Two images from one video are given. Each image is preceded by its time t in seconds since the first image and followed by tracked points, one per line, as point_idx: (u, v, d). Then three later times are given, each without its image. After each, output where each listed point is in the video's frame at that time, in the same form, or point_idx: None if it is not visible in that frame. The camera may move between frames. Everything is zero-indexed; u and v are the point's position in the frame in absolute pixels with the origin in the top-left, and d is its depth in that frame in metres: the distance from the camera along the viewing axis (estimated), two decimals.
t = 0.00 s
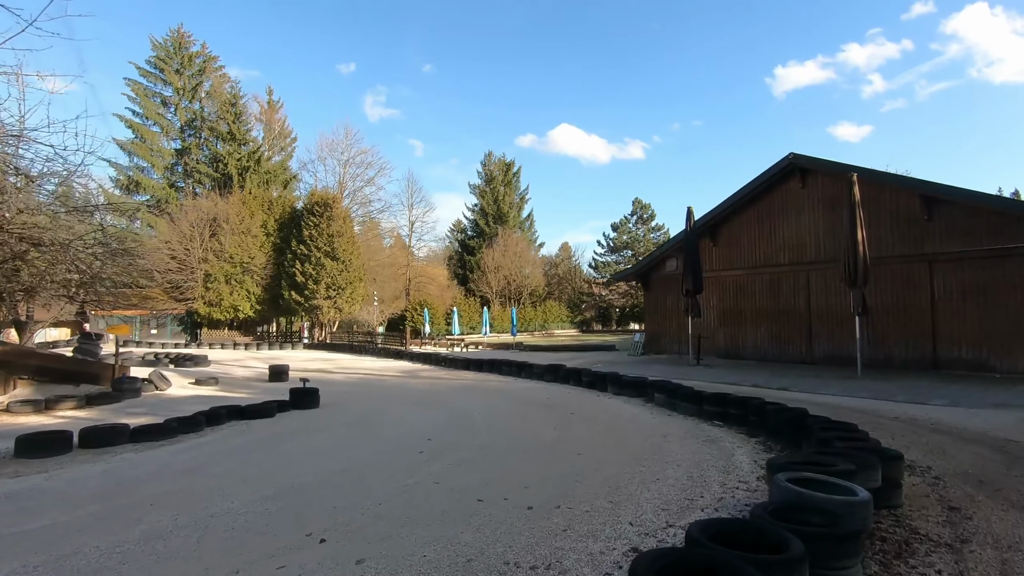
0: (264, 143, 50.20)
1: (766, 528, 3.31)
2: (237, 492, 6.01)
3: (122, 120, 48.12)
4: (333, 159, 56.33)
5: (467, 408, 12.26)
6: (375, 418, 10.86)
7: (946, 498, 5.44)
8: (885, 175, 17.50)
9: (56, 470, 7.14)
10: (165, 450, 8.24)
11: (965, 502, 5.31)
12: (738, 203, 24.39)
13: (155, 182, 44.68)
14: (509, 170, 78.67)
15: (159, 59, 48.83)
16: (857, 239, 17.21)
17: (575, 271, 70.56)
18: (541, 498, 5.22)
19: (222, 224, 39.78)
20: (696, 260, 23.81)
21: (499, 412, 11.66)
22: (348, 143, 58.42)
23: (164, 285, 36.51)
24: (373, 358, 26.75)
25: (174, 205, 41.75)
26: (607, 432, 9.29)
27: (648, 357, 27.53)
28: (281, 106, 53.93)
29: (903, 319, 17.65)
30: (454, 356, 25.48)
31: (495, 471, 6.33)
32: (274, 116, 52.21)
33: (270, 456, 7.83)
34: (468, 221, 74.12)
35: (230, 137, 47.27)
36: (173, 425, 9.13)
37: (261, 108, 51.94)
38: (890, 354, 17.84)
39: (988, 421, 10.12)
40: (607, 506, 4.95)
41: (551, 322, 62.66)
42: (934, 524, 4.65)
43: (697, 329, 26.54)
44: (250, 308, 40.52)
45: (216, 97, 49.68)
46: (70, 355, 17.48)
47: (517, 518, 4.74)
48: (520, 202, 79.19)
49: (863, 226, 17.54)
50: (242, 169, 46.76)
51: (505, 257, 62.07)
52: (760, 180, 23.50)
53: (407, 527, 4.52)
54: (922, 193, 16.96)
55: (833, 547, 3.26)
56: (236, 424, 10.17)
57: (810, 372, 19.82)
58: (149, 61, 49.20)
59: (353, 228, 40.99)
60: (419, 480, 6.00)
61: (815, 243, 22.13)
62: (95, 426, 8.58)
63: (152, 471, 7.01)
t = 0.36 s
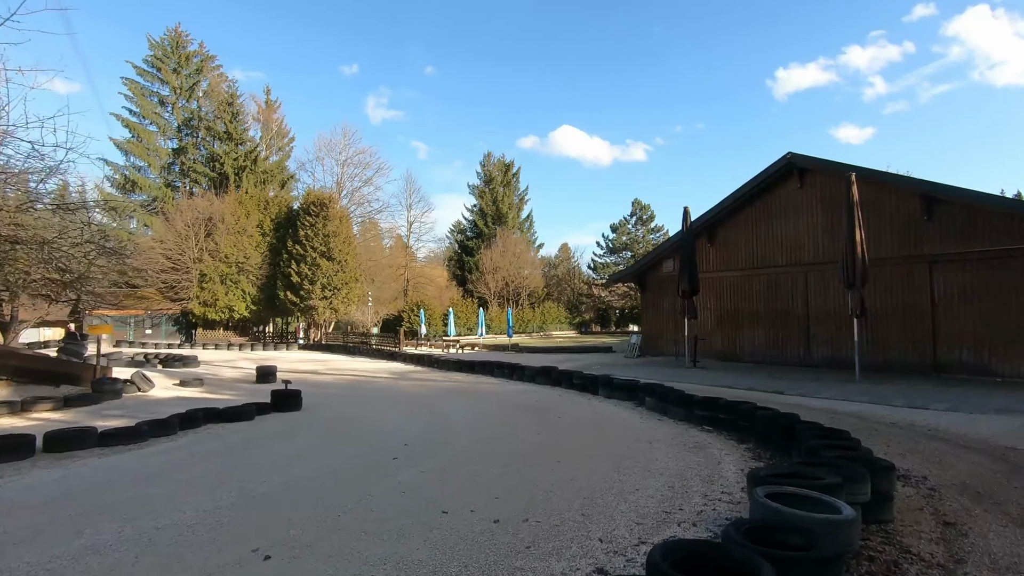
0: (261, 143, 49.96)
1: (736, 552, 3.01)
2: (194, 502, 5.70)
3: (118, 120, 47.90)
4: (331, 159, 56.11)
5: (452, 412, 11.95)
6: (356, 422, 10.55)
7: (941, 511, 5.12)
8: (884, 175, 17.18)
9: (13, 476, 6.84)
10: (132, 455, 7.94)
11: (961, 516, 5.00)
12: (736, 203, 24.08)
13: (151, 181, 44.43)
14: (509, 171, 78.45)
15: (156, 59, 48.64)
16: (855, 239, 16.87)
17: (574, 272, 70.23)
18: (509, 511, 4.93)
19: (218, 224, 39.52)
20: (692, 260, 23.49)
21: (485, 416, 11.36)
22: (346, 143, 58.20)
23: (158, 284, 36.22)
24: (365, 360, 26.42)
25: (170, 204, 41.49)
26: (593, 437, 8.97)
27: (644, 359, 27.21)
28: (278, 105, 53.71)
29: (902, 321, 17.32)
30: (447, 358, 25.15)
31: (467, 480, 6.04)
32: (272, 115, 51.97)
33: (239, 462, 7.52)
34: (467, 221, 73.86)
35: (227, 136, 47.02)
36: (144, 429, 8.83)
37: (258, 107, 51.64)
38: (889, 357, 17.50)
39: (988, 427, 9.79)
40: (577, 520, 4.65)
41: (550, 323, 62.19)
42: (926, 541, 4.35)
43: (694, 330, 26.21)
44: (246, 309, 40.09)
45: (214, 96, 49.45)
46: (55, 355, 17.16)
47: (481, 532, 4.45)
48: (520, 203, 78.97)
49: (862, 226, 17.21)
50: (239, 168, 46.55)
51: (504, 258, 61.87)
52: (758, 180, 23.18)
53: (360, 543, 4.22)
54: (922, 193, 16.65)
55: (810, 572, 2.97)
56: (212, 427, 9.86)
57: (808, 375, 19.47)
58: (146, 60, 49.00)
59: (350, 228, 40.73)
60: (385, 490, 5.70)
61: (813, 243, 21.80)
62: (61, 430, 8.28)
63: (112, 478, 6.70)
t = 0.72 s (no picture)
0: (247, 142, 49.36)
1: None
2: (133, 514, 5.33)
3: (100, 117, 47.11)
4: (318, 160, 55.59)
5: (428, 417, 11.59)
6: (325, 428, 10.18)
7: (923, 527, 4.86)
8: (870, 179, 17.09)
9: None
10: (81, 462, 7.53)
11: (944, 533, 4.74)
12: (722, 206, 23.97)
13: (133, 180, 43.69)
14: (498, 174, 78.28)
15: (140, 55, 47.92)
16: (841, 244, 16.75)
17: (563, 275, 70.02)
18: (466, 526, 4.63)
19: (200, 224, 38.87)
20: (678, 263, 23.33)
21: (460, 422, 11.01)
22: (334, 144, 57.68)
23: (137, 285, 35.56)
24: (347, 363, 25.95)
25: (151, 204, 40.77)
26: (568, 444, 8.67)
27: (630, 363, 27.00)
28: (265, 105, 53.13)
29: (887, 327, 17.21)
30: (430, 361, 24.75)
31: (428, 492, 5.73)
32: (258, 115, 51.37)
33: (193, 470, 7.14)
34: (456, 224, 73.47)
35: (212, 135, 46.35)
36: (97, 434, 8.42)
37: (244, 106, 50.89)
38: (874, 363, 17.38)
39: (971, 436, 9.62)
40: (536, 537, 4.35)
41: (539, 327, 61.25)
42: (905, 562, 4.09)
43: (680, 335, 26.04)
44: (228, 310, 39.35)
45: (199, 94, 48.75)
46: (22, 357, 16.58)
47: (431, 551, 4.14)
48: (509, 206, 78.77)
49: (846, 230, 17.10)
50: (223, 167, 45.93)
51: (492, 261, 61.64)
52: (744, 183, 23.09)
53: (298, 566, 3.89)
54: (907, 198, 16.56)
55: None
56: (173, 433, 9.45)
57: (793, 381, 19.31)
58: (130, 57, 48.27)
59: (335, 229, 40.25)
60: (339, 502, 5.38)
61: (799, 247, 21.72)
62: (8, 436, 7.85)
63: (52, 488, 6.31)
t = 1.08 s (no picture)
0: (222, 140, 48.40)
1: None
2: (51, 529, 4.90)
3: (68, 113, 45.78)
4: (295, 158, 54.71)
5: (394, 420, 11.21)
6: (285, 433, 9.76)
7: (892, 532, 4.65)
8: (845, 179, 17.09)
9: None
10: (13, 471, 7.04)
11: (914, 538, 4.53)
12: (699, 207, 23.91)
13: (103, 177, 42.50)
14: (480, 174, 77.98)
15: (110, 50, 46.65)
16: (816, 243, 16.71)
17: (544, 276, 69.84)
18: (408, 539, 4.29)
19: (172, 222, 37.92)
20: (656, 263, 23.22)
21: (427, 425, 10.66)
22: (312, 142, 56.81)
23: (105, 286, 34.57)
24: (321, 365, 25.38)
25: (121, 202, 39.64)
26: (534, 447, 8.37)
27: (608, 364, 26.84)
28: (241, 102, 52.14)
29: (861, 327, 17.22)
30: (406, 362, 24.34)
31: (376, 501, 5.38)
32: (234, 112, 50.37)
33: (132, 478, 6.70)
34: (437, 224, 72.97)
35: (185, 133, 45.29)
36: (35, 441, 7.91)
37: (220, 103, 49.79)
38: (849, 363, 17.37)
39: (943, 435, 9.53)
40: (483, 550, 4.03)
41: (519, 328, 60.53)
42: (873, 571, 3.86)
43: (658, 335, 25.92)
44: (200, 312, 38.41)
45: (172, 90, 47.61)
46: None
47: (367, 567, 3.81)
48: (491, 206, 78.48)
49: (822, 230, 17.09)
50: (196, 165, 44.92)
51: (473, 262, 61.29)
52: (721, 184, 23.05)
53: None
54: (881, 199, 16.59)
55: None
56: (120, 439, 8.96)
57: (769, 381, 19.26)
58: (100, 51, 46.98)
59: (312, 229, 39.58)
60: (279, 514, 5.00)
61: (775, 248, 21.72)
62: None
63: None
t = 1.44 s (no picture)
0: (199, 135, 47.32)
1: None
2: None
3: (39, 106, 44.54)
4: (276, 154, 53.72)
5: (361, 423, 10.82)
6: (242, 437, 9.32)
7: (865, 543, 4.38)
8: (825, 178, 16.99)
9: None
10: None
11: (888, 550, 4.26)
12: (681, 205, 23.74)
13: (74, 172, 41.42)
14: (464, 172, 77.45)
15: (83, 41, 45.41)
16: (795, 242, 16.58)
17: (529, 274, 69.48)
18: (343, 557, 3.93)
19: (145, 218, 36.99)
20: (636, 262, 23.02)
21: (395, 427, 10.28)
22: (292, 138, 55.87)
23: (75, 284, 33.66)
24: (296, 364, 24.83)
25: (93, 197, 38.56)
26: (502, 450, 8.04)
27: (589, 363, 26.61)
28: (219, 96, 51.10)
29: (841, 326, 17.12)
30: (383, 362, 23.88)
31: (319, 513, 5.01)
32: (212, 106, 49.27)
33: (64, 488, 6.27)
34: (421, 222, 72.31)
35: (160, 126, 44.26)
36: None
37: (197, 97, 48.67)
38: (828, 362, 17.27)
39: (920, 436, 9.33)
40: (421, 569, 3.69)
41: (503, 327, 60.19)
42: None
43: (639, 334, 25.74)
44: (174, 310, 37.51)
45: (147, 83, 46.46)
46: None
47: None
48: (475, 205, 77.99)
49: (801, 228, 16.97)
50: (172, 160, 43.87)
51: (457, 260, 60.79)
52: (702, 181, 22.89)
53: None
54: (860, 197, 16.50)
55: None
56: (64, 444, 8.51)
57: (749, 380, 19.12)
58: (72, 42, 45.71)
59: (290, 225, 38.86)
60: (210, 529, 4.62)
61: (756, 246, 21.61)
62: None
63: None
